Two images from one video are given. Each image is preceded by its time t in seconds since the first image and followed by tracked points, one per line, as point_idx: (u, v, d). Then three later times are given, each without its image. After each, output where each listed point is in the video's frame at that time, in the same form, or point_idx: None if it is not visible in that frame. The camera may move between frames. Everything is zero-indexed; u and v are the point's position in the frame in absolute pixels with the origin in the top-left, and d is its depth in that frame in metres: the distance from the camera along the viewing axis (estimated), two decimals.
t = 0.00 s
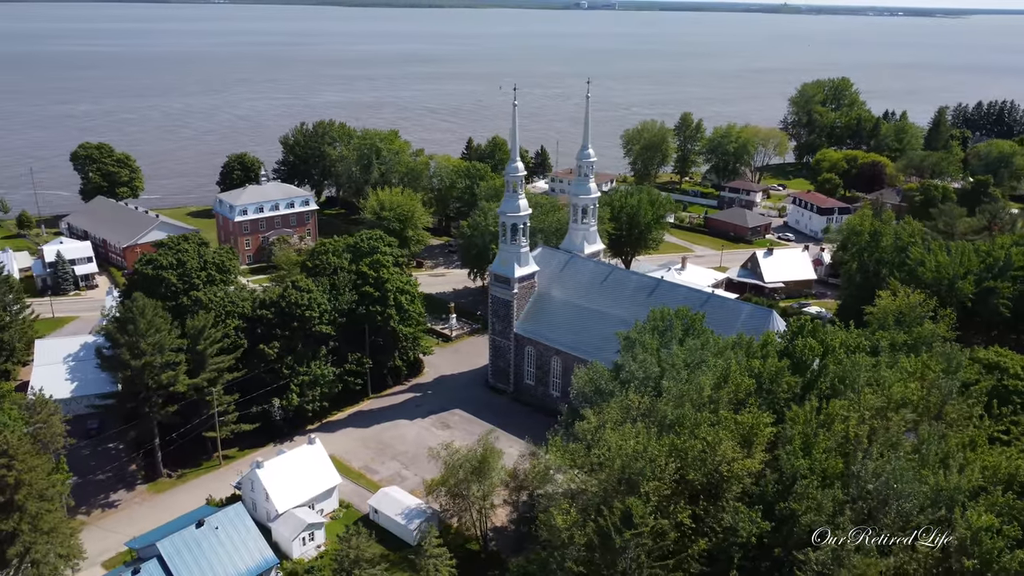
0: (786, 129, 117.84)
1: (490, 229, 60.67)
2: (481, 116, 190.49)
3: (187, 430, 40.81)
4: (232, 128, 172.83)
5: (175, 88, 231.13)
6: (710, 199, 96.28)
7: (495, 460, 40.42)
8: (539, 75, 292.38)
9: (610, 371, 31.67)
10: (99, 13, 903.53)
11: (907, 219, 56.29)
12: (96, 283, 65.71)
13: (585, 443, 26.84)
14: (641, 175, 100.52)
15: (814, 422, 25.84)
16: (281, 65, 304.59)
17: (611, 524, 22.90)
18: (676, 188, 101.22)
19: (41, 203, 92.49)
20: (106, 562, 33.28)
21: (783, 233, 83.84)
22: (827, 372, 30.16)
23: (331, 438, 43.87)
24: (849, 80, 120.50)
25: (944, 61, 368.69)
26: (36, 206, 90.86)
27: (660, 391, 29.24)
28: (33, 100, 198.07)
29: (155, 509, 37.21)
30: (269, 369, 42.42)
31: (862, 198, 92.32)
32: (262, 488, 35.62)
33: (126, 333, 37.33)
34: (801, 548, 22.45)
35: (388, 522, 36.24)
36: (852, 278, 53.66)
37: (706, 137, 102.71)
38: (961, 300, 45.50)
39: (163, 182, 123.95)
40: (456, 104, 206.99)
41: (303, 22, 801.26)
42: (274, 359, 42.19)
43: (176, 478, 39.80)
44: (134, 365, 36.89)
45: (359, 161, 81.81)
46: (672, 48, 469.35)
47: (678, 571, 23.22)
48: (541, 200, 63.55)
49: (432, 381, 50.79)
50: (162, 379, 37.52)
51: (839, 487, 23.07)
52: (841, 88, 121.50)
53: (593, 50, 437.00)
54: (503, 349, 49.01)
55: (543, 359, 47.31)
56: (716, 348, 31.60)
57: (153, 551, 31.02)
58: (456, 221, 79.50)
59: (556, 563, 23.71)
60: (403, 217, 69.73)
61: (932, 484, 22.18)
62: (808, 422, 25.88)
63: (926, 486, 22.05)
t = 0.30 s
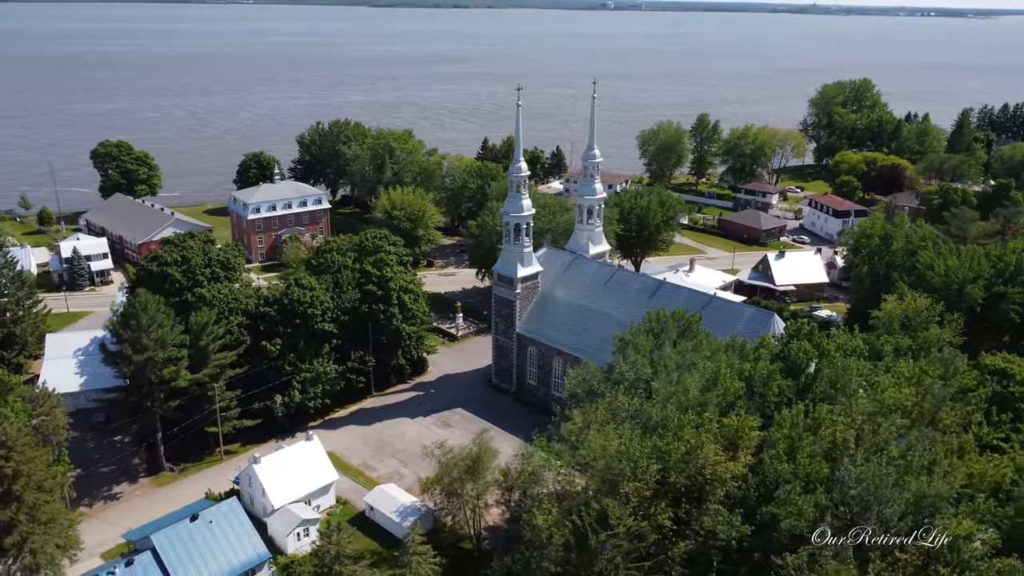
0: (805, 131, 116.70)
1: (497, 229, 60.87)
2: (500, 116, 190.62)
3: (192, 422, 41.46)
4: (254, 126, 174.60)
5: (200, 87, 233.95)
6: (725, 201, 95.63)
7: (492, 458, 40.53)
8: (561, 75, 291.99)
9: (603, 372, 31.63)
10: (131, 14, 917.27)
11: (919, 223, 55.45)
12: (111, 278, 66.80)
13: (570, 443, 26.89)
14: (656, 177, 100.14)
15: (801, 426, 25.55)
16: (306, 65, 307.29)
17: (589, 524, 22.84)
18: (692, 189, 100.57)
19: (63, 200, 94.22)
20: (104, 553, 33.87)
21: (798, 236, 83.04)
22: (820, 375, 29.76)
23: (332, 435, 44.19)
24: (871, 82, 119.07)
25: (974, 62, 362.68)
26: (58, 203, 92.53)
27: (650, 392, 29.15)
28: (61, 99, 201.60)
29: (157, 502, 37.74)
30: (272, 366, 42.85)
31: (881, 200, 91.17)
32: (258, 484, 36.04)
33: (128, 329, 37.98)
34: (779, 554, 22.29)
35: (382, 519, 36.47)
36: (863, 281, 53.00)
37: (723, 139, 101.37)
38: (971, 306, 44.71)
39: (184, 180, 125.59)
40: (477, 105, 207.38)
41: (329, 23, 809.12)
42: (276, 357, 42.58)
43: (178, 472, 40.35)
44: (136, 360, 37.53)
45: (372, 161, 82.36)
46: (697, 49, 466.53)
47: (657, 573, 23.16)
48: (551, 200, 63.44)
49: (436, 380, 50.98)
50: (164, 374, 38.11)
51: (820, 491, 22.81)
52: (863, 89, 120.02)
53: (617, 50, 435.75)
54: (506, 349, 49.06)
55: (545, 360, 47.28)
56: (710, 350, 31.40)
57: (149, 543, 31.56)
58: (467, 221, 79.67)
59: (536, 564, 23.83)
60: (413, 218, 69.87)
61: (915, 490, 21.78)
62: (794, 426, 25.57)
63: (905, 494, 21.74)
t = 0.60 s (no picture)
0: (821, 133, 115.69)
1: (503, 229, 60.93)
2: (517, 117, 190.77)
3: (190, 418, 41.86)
4: (273, 126, 176.13)
5: (221, 86, 236.50)
6: (738, 203, 95.06)
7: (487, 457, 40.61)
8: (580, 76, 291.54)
9: (591, 372, 31.61)
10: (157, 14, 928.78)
11: (927, 227, 54.77)
12: (122, 275, 67.78)
13: (553, 443, 26.88)
14: (667, 178, 99.79)
15: (783, 430, 25.39)
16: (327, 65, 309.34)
17: (563, 524, 22.81)
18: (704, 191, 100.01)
19: (81, 198, 95.70)
20: (101, 545, 34.44)
21: (810, 238, 82.33)
22: (809, 380, 29.51)
23: (330, 433, 44.46)
24: (889, 83, 117.78)
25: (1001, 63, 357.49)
26: (75, 201, 93.88)
27: (635, 393, 29.07)
28: (85, 98, 204.62)
29: (154, 496, 38.20)
30: (271, 363, 43.19)
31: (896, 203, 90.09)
32: (252, 480, 36.37)
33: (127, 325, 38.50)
34: (755, 558, 22.14)
35: (375, 517, 36.61)
36: (868, 284, 52.46)
37: (736, 140, 100.72)
38: (975, 310, 44.09)
39: (201, 178, 126.99)
40: (494, 105, 207.71)
41: (351, 23, 814.03)
42: (275, 354, 42.92)
43: (177, 467, 40.81)
44: (134, 356, 38.05)
45: (383, 160, 82.83)
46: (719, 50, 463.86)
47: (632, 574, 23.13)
48: (557, 201, 63.40)
49: (436, 379, 51.12)
50: (162, 370, 38.58)
51: (799, 496, 22.57)
52: (880, 90, 118.75)
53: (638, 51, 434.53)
54: (506, 349, 49.08)
55: (545, 360, 47.27)
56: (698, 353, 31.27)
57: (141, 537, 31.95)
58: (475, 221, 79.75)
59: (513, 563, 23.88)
60: (421, 217, 69.96)
61: (892, 496, 21.57)
62: (776, 430, 25.42)
63: (884, 501, 21.49)
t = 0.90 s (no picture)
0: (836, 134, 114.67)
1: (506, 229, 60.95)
2: (532, 117, 190.81)
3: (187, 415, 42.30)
4: (289, 125, 177.46)
5: (241, 86, 238.81)
6: (749, 204, 94.42)
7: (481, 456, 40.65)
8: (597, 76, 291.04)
9: (578, 374, 31.57)
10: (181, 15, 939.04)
11: (934, 230, 54.12)
12: (132, 272, 68.66)
13: (534, 445, 26.90)
14: (678, 179, 99.46)
15: (764, 432, 25.24)
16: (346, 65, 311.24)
17: (535, 524, 22.84)
18: (716, 192, 99.43)
19: (96, 196, 97.04)
20: (95, 539, 34.92)
21: (820, 240, 81.59)
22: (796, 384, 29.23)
23: (328, 430, 44.73)
24: (905, 84, 116.39)
25: None
26: (90, 198, 95.21)
27: (620, 395, 29.01)
28: (107, 97, 207.33)
29: (150, 490, 38.66)
30: (269, 360, 43.51)
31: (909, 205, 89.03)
32: (246, 477, 36.65)
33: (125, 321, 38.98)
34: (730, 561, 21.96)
35: (366, 515, 36.73)
36: (873, 288, 51.92)
37: (748, 141, 100.10)
38: (978, 315, 43.46)
39: (216, 177, 128.26)
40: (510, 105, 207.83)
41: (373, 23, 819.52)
42: (274, 351, 43.24)
43: (174, 462, 41.27)
44: (131, 352, 38.50)
45: (392, 160, 83.22)
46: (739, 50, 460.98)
47: None
48: (562, 201, 63.31)
49: (436, 378, 51.25)
50: (159, 366, 39.00)
51: (775, 499, 22.37)
52: (897, 92, 117.38)
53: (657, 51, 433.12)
54: (505, 349, 49.10)
55: (543, 360, 47.22)
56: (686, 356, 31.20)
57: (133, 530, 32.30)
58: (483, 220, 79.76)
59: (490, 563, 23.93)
60: (427, 216, 69.99)
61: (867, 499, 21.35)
62: (757, 432, 25.25)
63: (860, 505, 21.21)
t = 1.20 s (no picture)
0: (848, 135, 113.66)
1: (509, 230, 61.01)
2: (545, 117, 190.61)
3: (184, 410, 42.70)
4: (304, 125, 178.56)
5: (258, 85, 240.59)
6: (758, 206, 93.80)
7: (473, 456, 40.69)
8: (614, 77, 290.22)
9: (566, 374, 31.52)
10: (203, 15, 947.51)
11: (937, 233, 53.51)
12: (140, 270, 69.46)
13: (514, 445, 26.97)
14: (687, 179, 99.09)
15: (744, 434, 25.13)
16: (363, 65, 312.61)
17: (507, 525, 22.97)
18: (725, 193, 98.86)
19: (109, 194, 98.19)
20: (89, 532, 35.32)
21: (829, 242, 80.89)
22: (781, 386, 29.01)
23: (323, 428, 44.96)
24: (920, 85, 115.07)
25: None
26: (104, 197, 96.38)
27: (604, 395, 28.97)
28: (126, 96, 209.63)
29: (145, 485, 39.03)
30: (266, 358, 43.79)
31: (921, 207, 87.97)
32: (238, 473, 36.91)
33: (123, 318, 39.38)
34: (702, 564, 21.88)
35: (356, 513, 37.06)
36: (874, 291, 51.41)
37: (759, 143, 99.51)
38: (979, 319, 42.85)
39: (229, 176, 129.34)
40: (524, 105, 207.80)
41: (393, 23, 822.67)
42: (270, 349, 43.48)
43: (171, 458, 41.63)
44: (127, 347, 38.89)
45: (399, 159, 83.61)
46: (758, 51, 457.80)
47: None
48: (565, 201, 63.25)
49: (434, 378, 51.36)
50: (155, 362, 39.35)
51: (750, 503, 22.23)
52: (912, 93, 115.99)
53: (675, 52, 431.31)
54: (503, 349, 49.10)
55: (540, 361, 47.12)
56: (674, 357, 31.09)
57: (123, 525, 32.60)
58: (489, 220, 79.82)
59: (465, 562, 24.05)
60: (432, 215, 70.19)
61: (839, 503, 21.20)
62: (736, 434, 25.15)
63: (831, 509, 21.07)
